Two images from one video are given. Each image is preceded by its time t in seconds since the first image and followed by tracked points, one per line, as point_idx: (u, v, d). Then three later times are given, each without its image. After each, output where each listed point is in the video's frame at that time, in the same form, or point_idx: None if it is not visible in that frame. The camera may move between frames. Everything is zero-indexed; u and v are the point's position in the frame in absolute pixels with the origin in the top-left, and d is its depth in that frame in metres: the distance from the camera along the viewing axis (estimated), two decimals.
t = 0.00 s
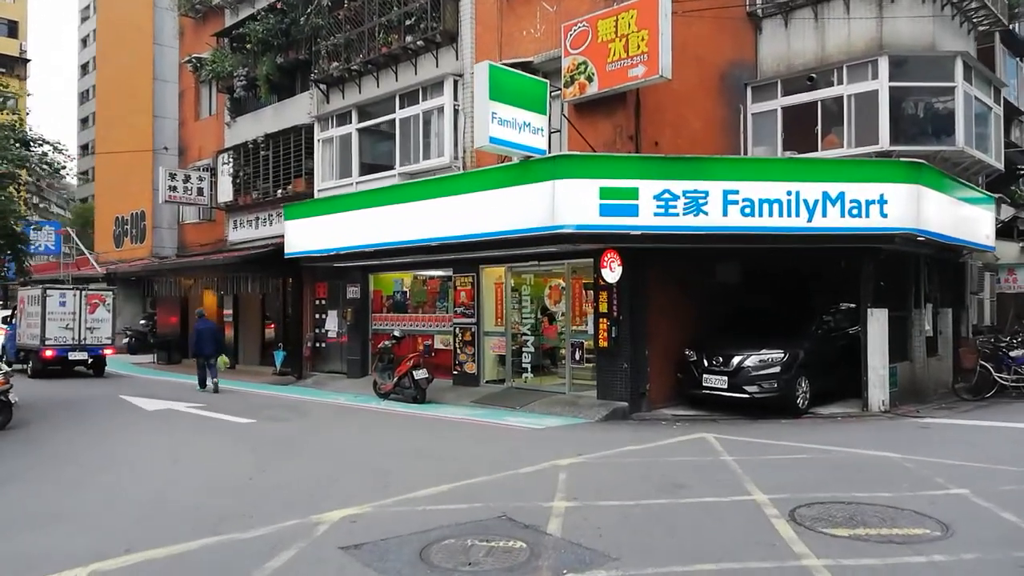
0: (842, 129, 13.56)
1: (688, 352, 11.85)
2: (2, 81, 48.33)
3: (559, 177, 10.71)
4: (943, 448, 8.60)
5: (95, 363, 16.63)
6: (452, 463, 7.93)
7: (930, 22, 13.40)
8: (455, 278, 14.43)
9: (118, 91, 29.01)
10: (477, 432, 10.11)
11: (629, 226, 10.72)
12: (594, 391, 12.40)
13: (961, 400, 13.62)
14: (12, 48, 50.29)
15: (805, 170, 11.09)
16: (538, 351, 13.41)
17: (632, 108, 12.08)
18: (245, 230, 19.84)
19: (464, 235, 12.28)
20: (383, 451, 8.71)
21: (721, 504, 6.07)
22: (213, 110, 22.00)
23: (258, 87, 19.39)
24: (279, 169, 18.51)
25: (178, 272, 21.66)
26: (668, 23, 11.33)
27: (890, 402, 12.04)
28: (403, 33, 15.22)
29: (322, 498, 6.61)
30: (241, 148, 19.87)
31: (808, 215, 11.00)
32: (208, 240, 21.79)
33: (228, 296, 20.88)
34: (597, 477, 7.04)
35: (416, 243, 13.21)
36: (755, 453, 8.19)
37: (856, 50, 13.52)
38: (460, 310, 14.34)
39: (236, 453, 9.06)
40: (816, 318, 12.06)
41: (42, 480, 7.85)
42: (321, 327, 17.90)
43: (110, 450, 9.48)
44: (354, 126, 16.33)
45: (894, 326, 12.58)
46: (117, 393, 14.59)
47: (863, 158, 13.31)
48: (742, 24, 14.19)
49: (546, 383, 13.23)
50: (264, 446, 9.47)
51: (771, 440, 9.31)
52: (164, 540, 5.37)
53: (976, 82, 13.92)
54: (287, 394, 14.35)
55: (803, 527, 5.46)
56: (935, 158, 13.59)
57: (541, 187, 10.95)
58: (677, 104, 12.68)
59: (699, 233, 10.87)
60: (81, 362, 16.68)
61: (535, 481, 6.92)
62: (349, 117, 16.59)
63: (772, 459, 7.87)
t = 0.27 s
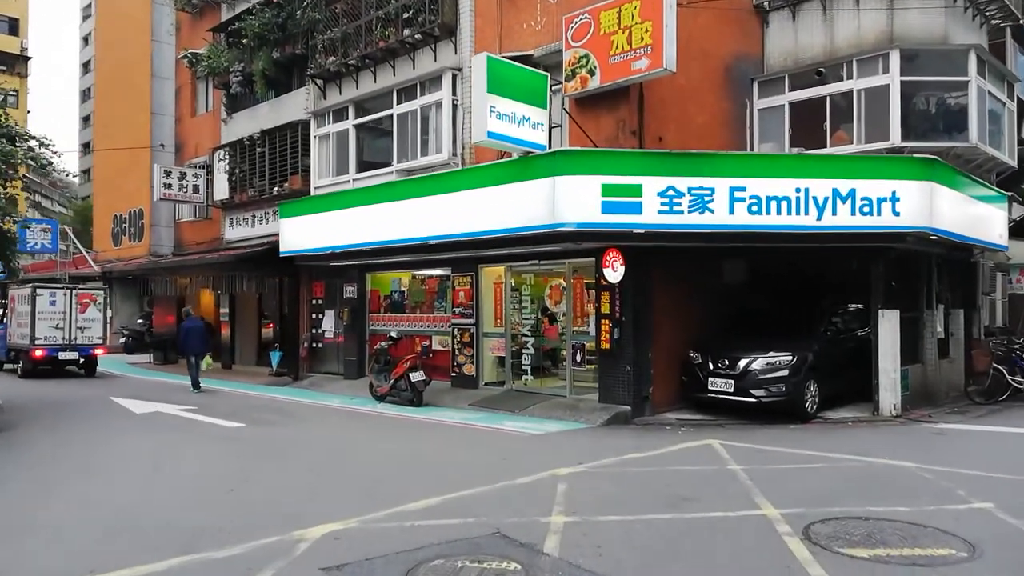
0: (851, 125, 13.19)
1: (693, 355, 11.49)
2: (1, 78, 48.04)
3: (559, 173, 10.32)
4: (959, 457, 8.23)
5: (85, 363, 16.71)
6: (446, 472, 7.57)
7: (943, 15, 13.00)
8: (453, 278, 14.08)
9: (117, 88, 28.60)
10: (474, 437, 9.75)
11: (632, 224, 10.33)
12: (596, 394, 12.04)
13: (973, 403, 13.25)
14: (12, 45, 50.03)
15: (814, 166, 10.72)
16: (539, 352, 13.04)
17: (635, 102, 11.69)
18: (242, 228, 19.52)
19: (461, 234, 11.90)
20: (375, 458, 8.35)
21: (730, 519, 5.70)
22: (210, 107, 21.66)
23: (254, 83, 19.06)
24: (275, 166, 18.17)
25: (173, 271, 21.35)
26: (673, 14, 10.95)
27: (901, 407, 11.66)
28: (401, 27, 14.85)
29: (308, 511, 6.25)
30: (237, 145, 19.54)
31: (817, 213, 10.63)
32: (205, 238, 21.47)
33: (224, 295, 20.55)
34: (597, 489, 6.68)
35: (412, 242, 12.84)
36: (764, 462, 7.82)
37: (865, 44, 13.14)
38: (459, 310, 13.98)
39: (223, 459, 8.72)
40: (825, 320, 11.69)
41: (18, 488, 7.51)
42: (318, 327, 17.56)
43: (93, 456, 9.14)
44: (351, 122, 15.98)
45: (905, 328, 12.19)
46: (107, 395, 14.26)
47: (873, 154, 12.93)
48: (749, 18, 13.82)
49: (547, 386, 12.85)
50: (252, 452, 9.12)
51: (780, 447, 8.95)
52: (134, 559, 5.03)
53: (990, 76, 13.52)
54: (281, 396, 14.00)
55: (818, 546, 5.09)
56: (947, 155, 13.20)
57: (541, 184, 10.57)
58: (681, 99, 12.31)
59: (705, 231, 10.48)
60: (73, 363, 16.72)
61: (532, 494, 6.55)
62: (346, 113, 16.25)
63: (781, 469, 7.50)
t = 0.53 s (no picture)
0: (861, 121, 12.80)
1: (698, 358, 11.08)
2: None
3: (560, 168, 9.90)
4: (980, 466, 7.82)
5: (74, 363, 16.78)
6: (440, 481, 7.18)
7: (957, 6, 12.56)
8: (451, 278, 13.69)
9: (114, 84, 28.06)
10: (471, 444, 9.34)
11: (636, 222, 9.90)
12: (598, 398, 11.64)
13: (987, 408, 12.84)
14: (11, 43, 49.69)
15: (825, 162, 10.31)
16: (539, 355, 12.64)
17: (640, 96, 11.27)
18: (236, 227, 19.15)
19: (458, 232, 11.49)
20: (365, 465, 7.95)
21: (742, 537, 5.29)
22: (205, 103, 21.27)
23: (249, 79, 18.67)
24: (270, 164, 17.79)
25: (168, 270, 20.98)
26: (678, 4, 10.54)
27: (915, 412, 11.24)
28: (398, 20, 14.45)
29: (290, 525, 5.84)
30: (231, 142, 19.16)
31: (828, 211, 10.22)
32: (199, 237, 21.10)
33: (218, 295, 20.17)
34: (599, 502, 6.28)
35: (408, 241, 12.44)
36: (774, 472, 7.42)
37: (876, 37, 12.72)
38: (457, 311, 13.59)
39: (207, 466, 8.33)
40: (835, 322, 11.28)
41: None
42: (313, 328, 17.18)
43: (73, 463, 8.74)
44: (347, 118, 15.60)
45: (918, 330, 11.77)
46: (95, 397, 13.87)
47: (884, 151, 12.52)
48: (756, 11, 13.43)
49: (547, 390, 12.45)
50: (238, 458, 8.73)
51: (790, 455, 8.54)
52: None
53: (1004, 70, 13.09)
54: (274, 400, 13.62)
55: (839, 569, 4.67)
56: (961, 151, 12.78)
57: (541, 180, 10.15)
58: (686, 93, 11.90)
59: (712, 229, 10.05)
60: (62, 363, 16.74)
61: (530, 507, 6.16)
62: (342, 108, 15.85)
63: (794, 480, 7.09)
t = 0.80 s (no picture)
0: (872, 117, 12.44)
1: (705, 361, 10.73)
2: None
3: (562, 165, 9.55)
4: (1001, 477, 7.46)
5: (68, 365, 16.87)
6: (436, 491, 6.84)
7: None
8: (450, 279, 13.35)
9: (112, 84, 27.71)
10: (470, 451, 9.00)
11: (641, 221, 9.54)
12: (601, 403, 11.27)
13: (1001, 412, 12.47)
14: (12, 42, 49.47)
15: (837, 159, 9.95)
16: (540, 358, 12.26)
17: (644, 90, 10.91)
18: (233, 227, 18.84)
19: (457, 231, 11.14)
20: (358, 473, 7.62)
21: (757, 558, 4.93)
22: (201, 101, 20.99)
23: (246, 76, 18.36)
24: (266, 162, 17.47)
25: (164, 271, 20.70)
26: None
27: (928, 417, 10.88)
28: (396, 15, 14.10)
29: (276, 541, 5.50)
30: (228, 140, 18.86)
31: (840, 210, 9.86)
32: (196, 237, 20.80)
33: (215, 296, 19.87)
34: (603, 516, 5.94)
35: (406, 241, 12.08)
36: (787, 483, 7.06)
37: (888, 30, 12.36)
38: (456, 313, 13.24)
39: (194, 472, 7.99)
40: (846, 324, 10.92)
41: None
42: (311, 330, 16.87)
43: (55, 469, 8.42)
44: (344, 115, 15.26)
45: (932, 333, 11.40)
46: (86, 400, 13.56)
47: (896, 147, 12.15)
48: (764, 4, 13.08)
49: (548, 394, 12.09)
50: (228, 464, 8.41)
51: (802, 464, 8.19)
52: None
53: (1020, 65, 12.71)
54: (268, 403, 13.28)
55: None
56: (975, 148, 12.41)
57: (542, 177, 9.79)
58: (692, 88, 11.54)
59: (719, 228, 9.69)
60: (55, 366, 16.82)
61: (530, 522, 5.81)
62: (339, 106, 15.53)
63: (809, 491, 6.74)
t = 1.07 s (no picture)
0: (890, 113, 11.98)
1: (717, 366, 10.28)
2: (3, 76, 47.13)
3: (568, 160, 9.11)
4: None
5: (60, 367, 16.63)
6: (432, 502, 6.41)
7: None
8: (452, 280, 12.94)
9: (114, 81, 27.33)
10: (470, 459, 8.55)
11: (651, 219, 9.09)
12: (607, 408, 10.81)
13: None
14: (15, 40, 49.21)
15: (857, 155, 9.49)
16: (544, 361, 11.81)
17: (654, 83, 10.46)
18: (232, 226, 18.45)
19: (458, 229, 10.70)
20: (351, 481, 7.19)
21: None
22: (201, 99, 20.64)
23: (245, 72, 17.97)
24: (265, 160, 17.08)
25: (162, 270, 20.31)
26: None
27: (950, 426, 10.40)
28: (398, 8, 13.68)
29: (258, 557, 5.07)
30: (227, 138, 18.48)
31: (859, 208, 9.40)
32: (195, 236, 20.41)
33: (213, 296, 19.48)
34: (612, 533, 5.50)
35: (405, 239, 11.64)
36: (808, 497, 6.60)
37: (906, 23, 11.89)
38: (458, 314, 12.81)
39: (178, 477, 7.58)
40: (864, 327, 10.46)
41: None
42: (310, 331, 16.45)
43: (34, 474, 8.00)
44: (344, 111, 14.85)
45: (954, 337, 10.92)
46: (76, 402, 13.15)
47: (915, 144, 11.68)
48: None
49: (552, 399, 11.64)
50: (215, 469, 7.99)
51: (821, 475, 7.73)
52: None
53: None
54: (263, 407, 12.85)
55: None
56: (997, 146, 11.93)
57: (547, 172, 9.35)
58: (703, 82, 11.08)
59: (733, 227, 9.23)
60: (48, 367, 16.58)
61: (533, 539, 5.38)
62: (339, 101, 15.12)
63: (832, 506, 6.28)
